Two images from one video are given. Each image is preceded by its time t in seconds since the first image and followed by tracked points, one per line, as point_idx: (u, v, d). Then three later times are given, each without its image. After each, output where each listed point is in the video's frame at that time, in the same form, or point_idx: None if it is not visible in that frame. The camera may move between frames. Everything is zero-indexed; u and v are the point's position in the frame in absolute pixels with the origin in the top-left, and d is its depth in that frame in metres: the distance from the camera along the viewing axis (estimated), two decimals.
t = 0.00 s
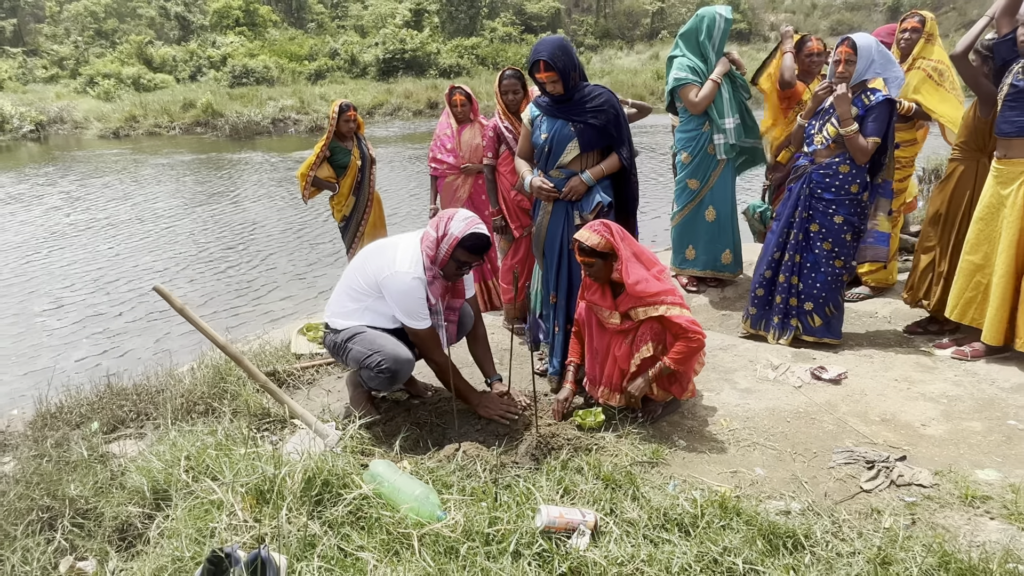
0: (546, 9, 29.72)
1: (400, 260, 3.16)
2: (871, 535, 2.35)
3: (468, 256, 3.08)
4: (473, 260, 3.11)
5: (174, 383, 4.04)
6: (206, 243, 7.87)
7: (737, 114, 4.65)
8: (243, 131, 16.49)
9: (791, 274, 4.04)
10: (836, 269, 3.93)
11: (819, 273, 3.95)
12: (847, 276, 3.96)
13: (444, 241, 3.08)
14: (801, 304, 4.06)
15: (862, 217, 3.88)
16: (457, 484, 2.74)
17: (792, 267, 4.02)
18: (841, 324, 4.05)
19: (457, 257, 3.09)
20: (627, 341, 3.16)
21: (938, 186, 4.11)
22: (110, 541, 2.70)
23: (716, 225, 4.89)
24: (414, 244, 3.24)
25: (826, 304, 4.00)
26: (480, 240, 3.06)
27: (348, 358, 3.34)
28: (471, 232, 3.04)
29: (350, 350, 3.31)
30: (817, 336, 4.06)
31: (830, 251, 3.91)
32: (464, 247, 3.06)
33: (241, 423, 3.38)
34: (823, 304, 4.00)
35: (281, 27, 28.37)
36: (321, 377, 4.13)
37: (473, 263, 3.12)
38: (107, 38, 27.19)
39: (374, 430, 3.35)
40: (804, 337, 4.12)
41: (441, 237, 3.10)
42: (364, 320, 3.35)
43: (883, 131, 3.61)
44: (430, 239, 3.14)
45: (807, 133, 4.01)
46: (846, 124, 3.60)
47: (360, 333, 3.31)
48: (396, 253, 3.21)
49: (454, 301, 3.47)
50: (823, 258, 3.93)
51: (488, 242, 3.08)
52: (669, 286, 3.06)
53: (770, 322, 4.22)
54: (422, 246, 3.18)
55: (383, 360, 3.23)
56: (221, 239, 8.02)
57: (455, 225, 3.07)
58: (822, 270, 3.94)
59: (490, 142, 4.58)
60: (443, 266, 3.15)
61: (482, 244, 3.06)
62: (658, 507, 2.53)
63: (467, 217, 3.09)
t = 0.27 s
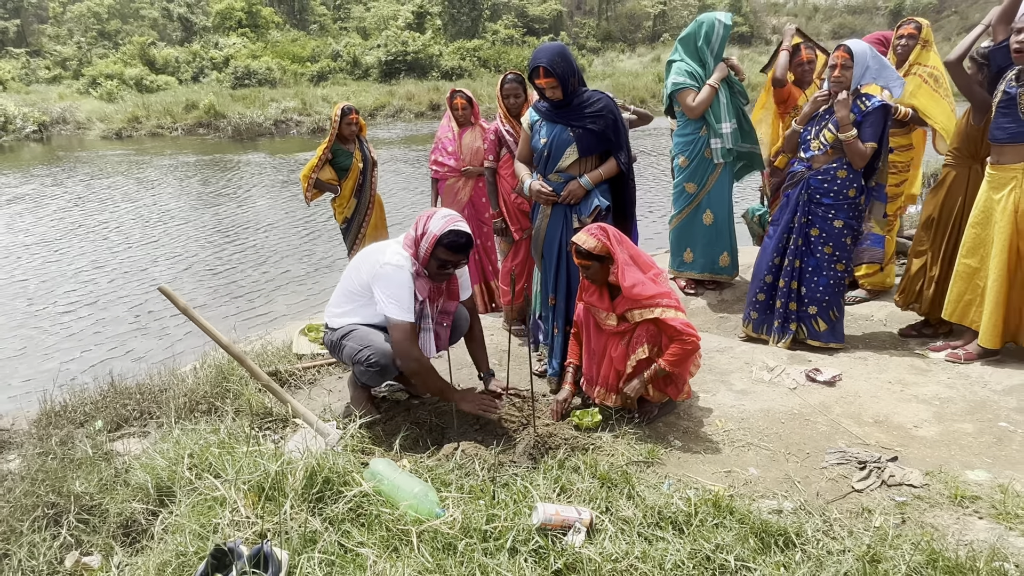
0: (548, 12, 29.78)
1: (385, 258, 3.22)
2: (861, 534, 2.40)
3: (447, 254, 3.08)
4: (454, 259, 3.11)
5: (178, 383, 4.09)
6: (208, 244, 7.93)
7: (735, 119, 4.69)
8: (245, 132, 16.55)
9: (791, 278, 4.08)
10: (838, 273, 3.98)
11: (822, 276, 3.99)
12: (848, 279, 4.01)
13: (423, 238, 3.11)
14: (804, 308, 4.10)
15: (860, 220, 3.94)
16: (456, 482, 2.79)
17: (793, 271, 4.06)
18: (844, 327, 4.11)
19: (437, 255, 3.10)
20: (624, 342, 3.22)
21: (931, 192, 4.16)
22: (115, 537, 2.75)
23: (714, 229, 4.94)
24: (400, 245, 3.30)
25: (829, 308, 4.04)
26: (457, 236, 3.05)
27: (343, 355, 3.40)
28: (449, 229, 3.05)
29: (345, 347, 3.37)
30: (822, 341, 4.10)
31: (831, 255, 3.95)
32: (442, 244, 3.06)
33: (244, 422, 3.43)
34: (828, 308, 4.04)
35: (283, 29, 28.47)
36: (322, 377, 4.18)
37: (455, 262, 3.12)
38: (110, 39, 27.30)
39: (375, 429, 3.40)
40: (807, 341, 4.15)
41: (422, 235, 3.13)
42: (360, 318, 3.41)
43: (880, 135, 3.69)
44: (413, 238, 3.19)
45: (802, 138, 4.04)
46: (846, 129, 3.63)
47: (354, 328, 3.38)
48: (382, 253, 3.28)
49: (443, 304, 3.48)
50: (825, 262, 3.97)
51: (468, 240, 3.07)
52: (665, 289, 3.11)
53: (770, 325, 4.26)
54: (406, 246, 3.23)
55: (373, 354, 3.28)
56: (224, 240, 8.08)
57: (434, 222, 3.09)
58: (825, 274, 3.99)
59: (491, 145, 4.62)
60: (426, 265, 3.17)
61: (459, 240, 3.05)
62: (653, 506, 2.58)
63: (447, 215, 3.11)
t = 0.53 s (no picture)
0: (549, 13, 29.80)
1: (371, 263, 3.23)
2: (854, 532, 2.43)
3: (437, 257, 3.09)
4: (444, 261, 3.13)
5: (180, 382, 4.13)
6: (210, 245, 7.97)
7: (732, 122, 4.72)
8: (247, 133, 16.60)
9: (792, 281, 4.12)
10: (839, 274, 4.02)
11: (823, 278, 4.03)
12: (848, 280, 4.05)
13: (410, 244, 3.12)
14: (806, 310, 4.14)
15: (859, 222, 3.99)
16: (455, 480, 2.82)
17: (793, 274, 4.10)
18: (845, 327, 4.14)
19: (426, 259, 3.12)
20: (620, 343, 3.25)
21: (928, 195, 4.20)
22: (118, 534, 2.78)
23: (711, 231, 4.98)
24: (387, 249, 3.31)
25: (831, 310, 4.07)
26: (444, 239, 3.07)
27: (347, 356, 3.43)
28: (436, 233, 3.07)
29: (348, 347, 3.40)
30: (824, 341, 4.13)
31: (832, 257, 3.99)
32: (431, 248, 3.07)
33: (245, 421, 3.46)
34: (829, 309, 4.07)
35: (285, 29, 28.52)
36: (323, 377, 4.22)
37: (444, 264, 3.14)
38: (112, 39, 27.39)
39: (375, 429, 3.44)
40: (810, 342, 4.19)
41: (409, 240, 3.14)
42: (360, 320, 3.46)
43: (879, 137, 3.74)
44: (400, 243, 3.20)
45: (799, 142, 4.06)
46: (846, 131, 3.67)
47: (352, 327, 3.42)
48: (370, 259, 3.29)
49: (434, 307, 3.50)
50: (826, 264, 4.01)
51: (456, 242, 3.09)
52: (660, 291, 3.14)
53: (769, 327, 4.29)
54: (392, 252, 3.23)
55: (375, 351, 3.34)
56: (225, 241, 8.12)
57: (420, 227, 3.10)
58: (826, 275, 4.02)
59: (493, 147, 4.64)
60: (415, 269, 3.19)
61: (447, 243, 3.07)
62: (649, 504, 2.61)
63: (433, 218, 3.12)
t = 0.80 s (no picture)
0: (551, 13, 29.80)
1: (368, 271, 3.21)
2: (850, 530, 2.46)
3: (432, 266, 3.05)
4: (439, 270, 3.08)
5: (182, 381, 4.17)
6: (212, 244, 8.00)
7: (731, 123, 4.73)
8: (249, 132, 16.64)
9: (792, 282, 4.14)
10: (839, 274, 4.03)
11: (824, 278, 4.05)
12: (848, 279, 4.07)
13: (405, 253, 3.08)
14: (806, 311, 4.16)
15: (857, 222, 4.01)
16: (455, 478, 2.85)
17: (793, 275, 4.12)
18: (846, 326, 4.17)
19: (421, 267, 3.08)
20: (619, 342, 3.28)
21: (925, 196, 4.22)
22: (122, 531, 2.82)
23: (710, 231, 5.00)
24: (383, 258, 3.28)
25: (831, 310, 4.10)
26: (439, 248, 3.03)
27: (346, 352, 3.46)
28: (430, 242, 3.02)
29: (348, 344, 3.44)
30: (825, 340, 4.16)
31: (832, 258, 4.01)
32: (425, 257, 3.03)
33: (248, 419, 3.49)
34: (830, 309, 4.09)
35: (287, 29, 28.57)
36: (325, 376, 4.25)
37: (439, 273, 3.09)
38: (114, 39, 27.48)
39: (376, 427, 3.47)
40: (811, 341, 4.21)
41: (403, 250, 3.10)
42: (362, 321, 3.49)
43: (876, 137, 3.76)
44: (395, 252, 3.16)
45: (797, 142, 4.08)
46: (841, 131, 3.72)
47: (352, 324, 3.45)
48: (366, 267, 3.27)
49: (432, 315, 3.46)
50: (826, 265, 4.03)
51: (451, 251, 3.04)
52: (658, 289, 3.17)
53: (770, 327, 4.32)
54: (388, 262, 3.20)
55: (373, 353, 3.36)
56: (227, 240, 8.15)
57: (414, 236, 3.06)
58: (827, 276, 4.04)
59: (494, 147, 4.65)
60: (410, 278, 3.15)
61: (442, 251, 3.03)
62: (647, 502, 2.64)
63: (427, 227, 3.07)
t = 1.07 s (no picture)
0: (552, 11, 29.78)
1: (373, 275, 3.18)
2: (849, 528, 2.46)
3: (439, 277, 3.03)
4: (446, 280, 3.07)
5: (184, 380, 4.18)
6: (214, 243, 8.02)
7: (732, 121, 4.74)
8: (250, 131, 16.66)
9: (789, 281, 4.14)
10: (834, 274, 4.03)
11: (819, 278, 4.05)
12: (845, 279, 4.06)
13: (413, 261, 3.06)
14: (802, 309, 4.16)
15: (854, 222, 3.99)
16: (455, 476, 2.86)
17: (789, 274, 4.12)
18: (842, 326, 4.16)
19: (428, 277, 3.06)
20: (618, 341, 3.28)
21: (925, 195, 4.22)
22: (124, 529, 2.83)
23: (711, 230, 5.00)
24: (389, 263, 3.26)
25: (827, 309, 4.09)
26: (448, 258, 3.01)
27: (348, 351, 3.48)
28: (440, 252, 3.00)
29: (349, 343, 3.44)
30: (821, 340, 4.16)
31: (828, 257, 4.00)
32: (433, 267, 3.01)
33: (249, 418, 3.50)
34: (825, 308, 4.09)
35: (288, 27, 28.58)
36: (326, 375, 4.26)
37: (446, 283, 3.08)
38: (116, 38, 27.52)
39: (377, 426, 3.48)
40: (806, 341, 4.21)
41: (411, 257, 3.07)
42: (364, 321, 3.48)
43: (873, 136, 3.74)
44: (401, 258, 3.14)
45: (796, 140, 4.09)
46: (835, 130, 3.74)
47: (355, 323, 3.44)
48: (370, 271, 3.24)
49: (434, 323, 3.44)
50: (821, 264, 4.02)
51: (460, 262, 3.03)
52: (656, 288, 3.18)
53: (768, 326, 4.32)
54: (394, 267, 3.17)
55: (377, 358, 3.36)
56: (229, 239, 8.17)
57: (424, 244, 3.03)
58: (822, 275, 4.04)
59: (494, 146, 4.67)
60: (415, 286, 3.13)
61: (451, 263, 3.02)
62: (647, 500, 2.65)
63: (438, 236, 3.06)
